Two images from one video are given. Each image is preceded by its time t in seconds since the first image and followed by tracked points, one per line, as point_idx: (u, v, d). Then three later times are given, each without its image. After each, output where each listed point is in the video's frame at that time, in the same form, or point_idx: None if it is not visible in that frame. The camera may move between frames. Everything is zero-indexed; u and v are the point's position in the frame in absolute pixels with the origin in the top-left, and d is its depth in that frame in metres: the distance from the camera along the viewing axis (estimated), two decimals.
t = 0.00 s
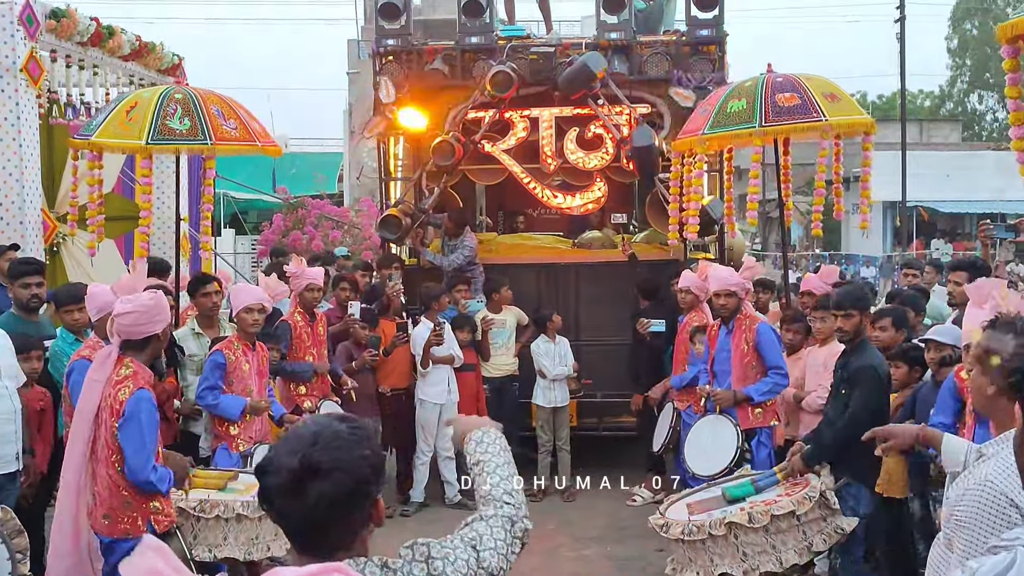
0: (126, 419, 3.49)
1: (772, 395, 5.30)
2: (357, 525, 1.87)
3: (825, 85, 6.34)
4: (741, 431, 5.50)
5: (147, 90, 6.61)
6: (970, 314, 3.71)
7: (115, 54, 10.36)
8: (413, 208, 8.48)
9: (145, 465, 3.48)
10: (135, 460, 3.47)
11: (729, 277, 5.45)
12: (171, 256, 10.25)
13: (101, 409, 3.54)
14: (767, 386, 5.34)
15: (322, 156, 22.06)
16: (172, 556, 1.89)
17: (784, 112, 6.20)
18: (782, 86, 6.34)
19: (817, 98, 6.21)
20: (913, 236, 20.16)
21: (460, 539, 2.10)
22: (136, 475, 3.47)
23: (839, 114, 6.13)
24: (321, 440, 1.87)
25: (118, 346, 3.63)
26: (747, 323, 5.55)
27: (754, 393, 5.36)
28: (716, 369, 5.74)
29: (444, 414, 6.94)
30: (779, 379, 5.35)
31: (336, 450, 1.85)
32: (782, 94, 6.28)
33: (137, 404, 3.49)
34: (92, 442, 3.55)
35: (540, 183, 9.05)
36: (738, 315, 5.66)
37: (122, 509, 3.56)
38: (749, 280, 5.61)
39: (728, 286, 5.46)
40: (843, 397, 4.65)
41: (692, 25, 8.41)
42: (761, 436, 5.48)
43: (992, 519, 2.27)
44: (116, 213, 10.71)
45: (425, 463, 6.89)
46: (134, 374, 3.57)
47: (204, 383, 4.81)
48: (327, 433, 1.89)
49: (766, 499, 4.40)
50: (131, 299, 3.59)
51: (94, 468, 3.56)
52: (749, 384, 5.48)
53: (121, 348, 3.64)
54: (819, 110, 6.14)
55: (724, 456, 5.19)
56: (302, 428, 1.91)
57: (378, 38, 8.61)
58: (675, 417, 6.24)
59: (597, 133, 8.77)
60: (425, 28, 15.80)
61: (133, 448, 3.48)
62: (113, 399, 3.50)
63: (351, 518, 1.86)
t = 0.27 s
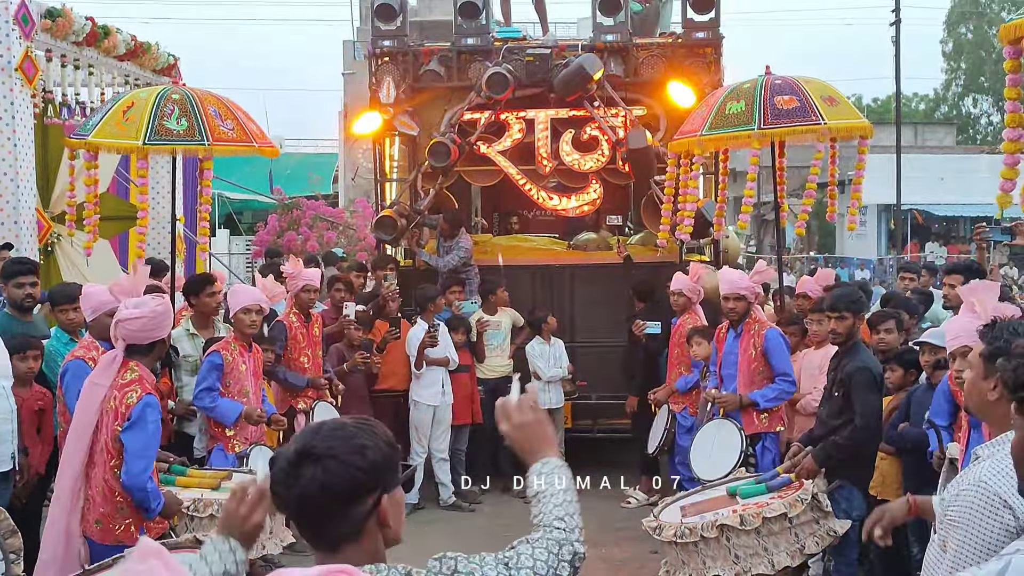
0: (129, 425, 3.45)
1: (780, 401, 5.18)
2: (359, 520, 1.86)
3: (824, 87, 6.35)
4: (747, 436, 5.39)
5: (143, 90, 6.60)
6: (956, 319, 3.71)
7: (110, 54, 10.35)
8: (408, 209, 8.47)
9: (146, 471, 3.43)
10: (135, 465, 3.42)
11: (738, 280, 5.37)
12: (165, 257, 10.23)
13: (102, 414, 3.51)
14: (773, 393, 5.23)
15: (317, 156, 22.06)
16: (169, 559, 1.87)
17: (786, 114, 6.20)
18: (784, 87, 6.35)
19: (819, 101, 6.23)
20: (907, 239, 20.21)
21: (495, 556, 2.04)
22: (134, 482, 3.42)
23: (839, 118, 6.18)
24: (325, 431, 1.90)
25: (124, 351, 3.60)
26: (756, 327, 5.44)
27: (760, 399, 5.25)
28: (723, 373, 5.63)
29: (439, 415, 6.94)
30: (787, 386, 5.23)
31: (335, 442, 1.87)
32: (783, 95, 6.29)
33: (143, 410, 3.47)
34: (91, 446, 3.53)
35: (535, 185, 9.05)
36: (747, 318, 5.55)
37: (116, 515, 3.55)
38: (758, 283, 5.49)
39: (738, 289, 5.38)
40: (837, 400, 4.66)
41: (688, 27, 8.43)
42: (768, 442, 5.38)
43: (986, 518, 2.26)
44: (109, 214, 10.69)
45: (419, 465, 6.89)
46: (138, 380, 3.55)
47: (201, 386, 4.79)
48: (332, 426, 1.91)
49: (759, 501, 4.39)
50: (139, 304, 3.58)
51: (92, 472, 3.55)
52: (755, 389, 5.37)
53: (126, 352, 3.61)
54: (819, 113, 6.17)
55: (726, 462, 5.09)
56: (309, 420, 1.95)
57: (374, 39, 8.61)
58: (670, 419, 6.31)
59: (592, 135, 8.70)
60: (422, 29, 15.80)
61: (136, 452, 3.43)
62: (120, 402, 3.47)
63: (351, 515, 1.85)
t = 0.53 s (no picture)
0: (133, 435, 3.42)
1: (780, 406, 5.13)
2: (407, 523, 1.92)
3: (825, 90, 6.36)
4: (748, 439, 5.36)
5: (139, 89, 6.59)
6: (952, 320, 3.72)
7: (104, 53, 10.32)
8: (403, 210, 8.46)
9: (152, 481, 3.41)
10: (143, 476, 3.40)
11: (741, 283, 5.37)
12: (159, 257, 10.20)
13: (99, 424, 3.47)
14: (773, 398, 5.17)
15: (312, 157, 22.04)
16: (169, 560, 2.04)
17: (786, 117, 6.21)
18: (784, 89, 6.36)
19: (819, 104, 6.24)
20: (901, 241, 20.24)
21: (528, 566, 2.03)
22: (141, 493, 3.40)
23: (839, 121, 6.19)
24: (380, 437, 2.00)
25: (116, 359, 3.57)
26: (758, 331, 5.40)
27: (760, 404, 5.19)
28: (727, 376, 5.62)
29: (432, 417, 6.92)
30: (788, 391, 5.17)
31: (387, 447, 1.96)
32: (783, 98, 6.30)
33: (144, 420, 3.44)
34: (86, 459, 3.49)
35: (530, 186, 9.04)
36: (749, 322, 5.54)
37: (116, 526, 3.51)
38: (761, 288, 5.48)
39: (740, 293, 5.38)
40: (831, 403, 4.67)
41: (683, 29, 8.45)
42: (768, 446, 5.36)
43: (982, 517, 2.27)
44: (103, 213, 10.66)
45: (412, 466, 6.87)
46: (134, 389, 3.51)
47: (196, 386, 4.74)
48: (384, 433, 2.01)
49: (751, 503, 4.36)
50: (134, 313, 3.57)
51: (86, 484, 3.51)
52: (756, 394, 5.32)
53: (119, 361, 3.58)
54: (819, 116, 6.17)
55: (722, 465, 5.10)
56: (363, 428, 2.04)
57: (370, 39, 8.62)
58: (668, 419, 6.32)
59: (588, 136, 8.74)
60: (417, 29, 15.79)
61: (143, 463, 3.41)
62: (119, 413, 3.44)
63: (398, 518, 1.92)
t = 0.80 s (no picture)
0: (134, 446, 3.43)
1: (774, 409, 5.13)
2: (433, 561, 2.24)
3: (822, 93, 6.37)
4: (739, 441, 5.37)
5: (137, 90, 6.58)
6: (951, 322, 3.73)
7: (100, 53, 10.31)
8: (399, 211, 8.47)
9: (158, 492, 3.42)
10: (151, 489, 3.41)
11: (738, 284, 5.39)
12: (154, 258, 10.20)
13: (97, 438, 3.46)
14: (767, 401, 5.17)
15: (307, 157, 22.04)
16: (149, 567, 1.94)
17: (785, 118, 6.22)
18: (781, 91, 6.36)
19: (816, 106, 6.25)
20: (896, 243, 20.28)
21: None
22: (149, 503, 3.41)
23: (836, 123, 6.19)
24: (399, 485, 2.27)
25: (110, 370, 3.53)
26: (753, 332, 5.40)
27: (753, 406, 5.20)
28: (721, 377, 5.62)
29: (428, 418, 6.92)
30: (782, 394, 5.18)
31: (404, 494, 2.25)
32: (780, 100, 6.30)
33: (146, 433, 3.45)
34: (84, 474, 3.47)
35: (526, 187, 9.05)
36: (745, 323, 5.50)
37: (119, 537, 3.51)
38: (759, 289, 5.53)
39: (736, 294, 5.39)
40: (826, 403, 4.65)
41: (679, 31, 8.47)
42: (760, 448, 5.35)
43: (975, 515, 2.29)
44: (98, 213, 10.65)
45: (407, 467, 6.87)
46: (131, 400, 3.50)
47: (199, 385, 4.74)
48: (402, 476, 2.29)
49: (747, 498, 4.39)
50: (128, 326, 3.52)
51: (86, 499, 3.49)
52: (750, 395, 5.35)
53: (111, 372, 3.54)
54: (818, 118, 6.17)
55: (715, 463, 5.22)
56: (381, 471, 2.32)
57: (366, 40, 8.62)
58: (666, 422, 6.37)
59: (584, 137, 8.74)
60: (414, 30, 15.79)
61: (147, 474, 3.42)
62: (119, 424, 3.44)
63: (425, 551, 2.24)
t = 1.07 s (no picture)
0: (134, 446, 3.42)
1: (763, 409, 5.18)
2: (343, 501, 2.18)
3: (818, 93, 6.39)
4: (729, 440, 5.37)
5: (135, 89, 6.57)
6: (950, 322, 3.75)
7: (96, 53, 10.30)
8: (395, 211, 8.47)
9: (159, 491, 3.39)
10: (152, 490, 3.38)
11: (728, 284, 5.37)
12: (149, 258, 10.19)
13: (94, 438, 3.44)
14: (756, 401, 5.21)
15: (304, 159, 22.04)
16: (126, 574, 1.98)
17: (782, 118, 6.22)
18: (778, 91, 6.37)
19: (813, 106, 6.27)
20: (892, 245, 20.33)
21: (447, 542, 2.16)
22: (150, 502, 3.38)
23: (833, 123, 6.19)
24: (313, 433, 2.25)
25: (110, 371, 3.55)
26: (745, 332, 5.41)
27: (744, 406, 5.23)
28: (712, 376, 5.64)
29: (423, 418, 6.92)
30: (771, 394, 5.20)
31: (316, 441, 2.22)
32: (779, 100, 6.32)
33: (144, 432, 3.44)
34: (83, 476, 3.44)
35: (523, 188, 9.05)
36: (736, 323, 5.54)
37: (118, 537, 3.49)
38: (748, 288, 5.50)
39: (727, 294, 5.38)
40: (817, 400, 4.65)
41: (675, 32, 8.49)
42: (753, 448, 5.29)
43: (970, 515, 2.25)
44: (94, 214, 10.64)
45: (402, 468, 6.86)
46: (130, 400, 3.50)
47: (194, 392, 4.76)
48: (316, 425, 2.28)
49: (743, 488, 4.41)
50: (130, 328, 3.55)
51: (86, 500, 3.46)
52: (741, 394, 5.36)
53: (111, 373, 3.56)
54: (816, 118, 6.18)
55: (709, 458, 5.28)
56: (305, 423, 2.31)
57: (362, 40, 8.61)
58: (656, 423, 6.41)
59: (579, 138, 8.59)
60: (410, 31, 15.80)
61: (148, 473, 3.41)
62: (118, 424, 3.43)
63: (340, 491, 2.17)
